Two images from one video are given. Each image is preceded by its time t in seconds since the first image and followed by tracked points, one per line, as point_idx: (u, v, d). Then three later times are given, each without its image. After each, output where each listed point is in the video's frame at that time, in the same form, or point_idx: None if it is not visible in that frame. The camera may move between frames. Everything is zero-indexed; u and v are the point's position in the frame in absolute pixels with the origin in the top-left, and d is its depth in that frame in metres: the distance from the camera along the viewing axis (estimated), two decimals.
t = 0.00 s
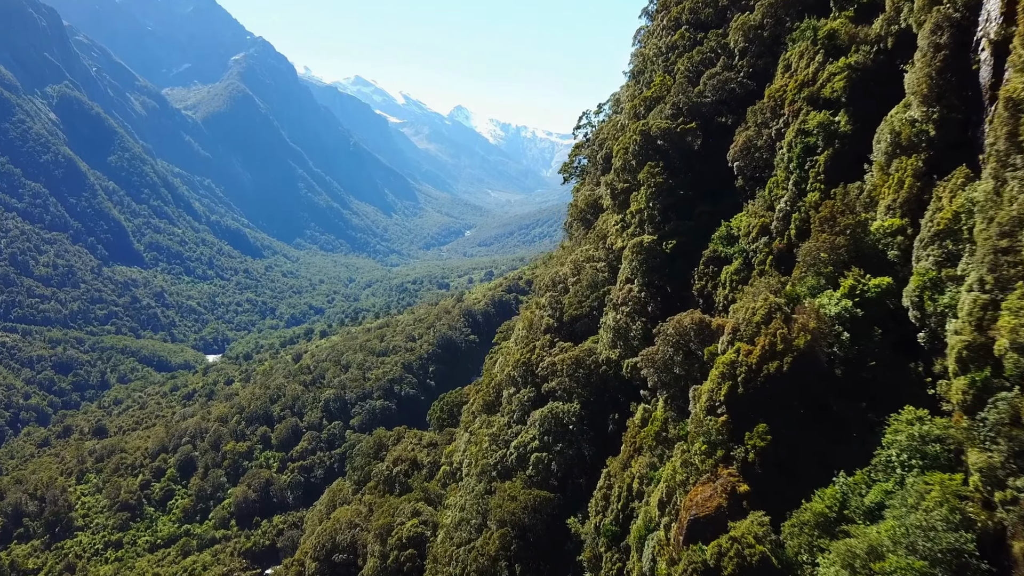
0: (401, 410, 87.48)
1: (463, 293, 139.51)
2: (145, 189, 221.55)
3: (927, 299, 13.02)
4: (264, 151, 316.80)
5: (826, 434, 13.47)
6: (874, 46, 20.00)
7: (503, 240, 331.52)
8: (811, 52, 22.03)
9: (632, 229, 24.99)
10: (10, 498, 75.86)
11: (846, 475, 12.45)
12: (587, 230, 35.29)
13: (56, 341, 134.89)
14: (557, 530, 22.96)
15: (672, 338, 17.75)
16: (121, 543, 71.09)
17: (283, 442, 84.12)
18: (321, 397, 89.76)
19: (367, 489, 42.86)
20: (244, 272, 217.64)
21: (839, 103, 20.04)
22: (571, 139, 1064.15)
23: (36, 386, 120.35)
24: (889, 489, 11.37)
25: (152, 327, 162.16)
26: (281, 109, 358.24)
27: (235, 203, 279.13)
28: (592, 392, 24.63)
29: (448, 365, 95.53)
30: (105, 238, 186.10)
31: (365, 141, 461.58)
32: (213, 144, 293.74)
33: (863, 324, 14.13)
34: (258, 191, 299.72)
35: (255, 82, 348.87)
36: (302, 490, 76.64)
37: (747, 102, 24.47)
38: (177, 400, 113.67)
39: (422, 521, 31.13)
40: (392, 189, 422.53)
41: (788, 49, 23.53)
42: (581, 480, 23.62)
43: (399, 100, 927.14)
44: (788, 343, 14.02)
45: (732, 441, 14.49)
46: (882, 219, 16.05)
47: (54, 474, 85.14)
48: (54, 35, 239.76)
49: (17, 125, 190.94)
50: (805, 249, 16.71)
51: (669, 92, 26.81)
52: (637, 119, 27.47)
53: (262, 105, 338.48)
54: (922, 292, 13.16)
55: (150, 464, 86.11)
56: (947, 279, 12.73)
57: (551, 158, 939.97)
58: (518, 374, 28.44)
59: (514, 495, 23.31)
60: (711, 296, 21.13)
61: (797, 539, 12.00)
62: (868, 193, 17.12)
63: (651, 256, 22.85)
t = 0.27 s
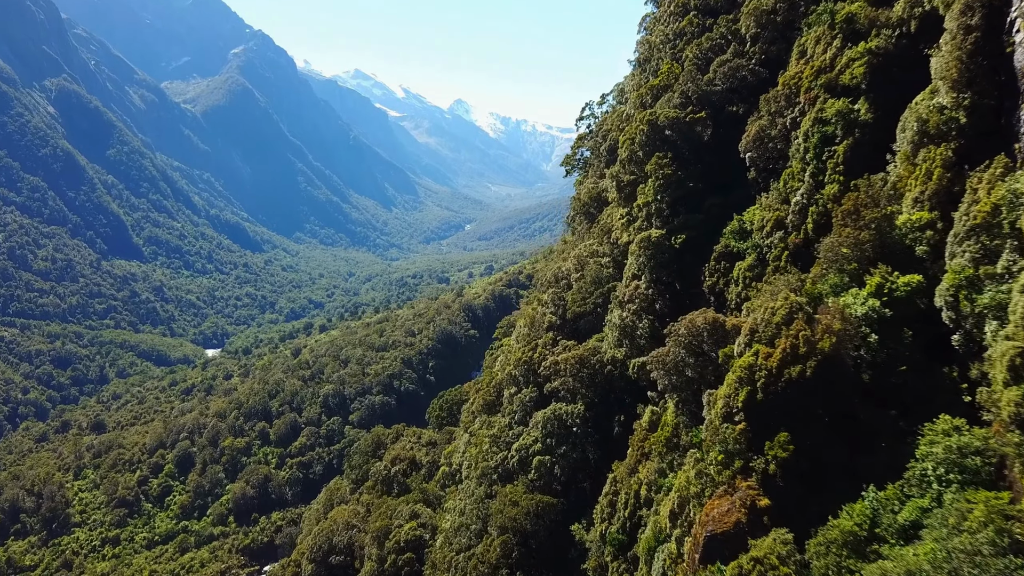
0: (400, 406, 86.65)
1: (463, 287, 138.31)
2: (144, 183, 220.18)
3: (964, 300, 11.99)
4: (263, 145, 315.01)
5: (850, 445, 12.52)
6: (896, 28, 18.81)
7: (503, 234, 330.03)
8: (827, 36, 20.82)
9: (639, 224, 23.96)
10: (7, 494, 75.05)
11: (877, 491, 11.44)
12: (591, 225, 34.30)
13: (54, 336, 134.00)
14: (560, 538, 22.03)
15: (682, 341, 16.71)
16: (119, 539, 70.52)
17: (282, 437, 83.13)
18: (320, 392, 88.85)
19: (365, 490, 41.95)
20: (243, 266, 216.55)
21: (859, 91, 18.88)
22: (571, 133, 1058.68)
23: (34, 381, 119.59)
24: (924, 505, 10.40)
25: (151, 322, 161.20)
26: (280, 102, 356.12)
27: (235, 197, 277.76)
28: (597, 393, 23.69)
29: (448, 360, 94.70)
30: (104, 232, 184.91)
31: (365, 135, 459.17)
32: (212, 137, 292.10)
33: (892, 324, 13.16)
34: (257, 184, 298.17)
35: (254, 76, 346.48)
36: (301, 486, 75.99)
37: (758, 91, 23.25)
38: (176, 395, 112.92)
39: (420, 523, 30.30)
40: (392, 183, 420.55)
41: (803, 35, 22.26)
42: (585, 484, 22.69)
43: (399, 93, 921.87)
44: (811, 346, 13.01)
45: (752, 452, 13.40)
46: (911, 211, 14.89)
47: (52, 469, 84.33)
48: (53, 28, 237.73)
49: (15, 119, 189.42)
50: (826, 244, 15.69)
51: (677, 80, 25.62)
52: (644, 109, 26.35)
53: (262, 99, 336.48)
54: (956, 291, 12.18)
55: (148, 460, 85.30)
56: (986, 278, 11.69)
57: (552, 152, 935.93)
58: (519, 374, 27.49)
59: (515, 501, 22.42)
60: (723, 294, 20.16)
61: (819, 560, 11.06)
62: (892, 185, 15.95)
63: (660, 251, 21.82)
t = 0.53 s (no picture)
0: (399, 401, 85.82)
1: (462, 282, 137.02)
2: (143, 176, 218.65)
3: (1005, 300, 10.92)
4: (263, 139, 313.14)
5: (881, 456, 11.53)
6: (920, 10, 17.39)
7: (503, 228, 328.40)
8: (844, 20, 19.39)
9: (646, 219, 22.90)
10: (4, 490, 74.15)
11: (912, 508, 10.45)
12: (595, 219, 33.30)
13: (53, 330, 133.10)
14: (564, 545, 21.16)
15: (695, 343, 15.75)
16: (116, 536, 69.76)
17: (280, 433, 82.55)
18: (319, 388, 87.92)
19: (363, 489, 41.06)
20: (243, 260, 215.40)
21: (880, 78, 17.65)
22: (571, 126, 1054.01)
23: (33, 375, 118.78)
24: (969, 525, 9.24)
25: (150, 316, 160.22)
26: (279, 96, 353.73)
27: (234, 191, 276.22)
28: (602, 394, 22.71)
29: (447, 355, 93.77)
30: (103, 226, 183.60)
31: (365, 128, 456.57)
32: (211, 131, 290.25)
33: (925, 326, 12.12)
34: (257, 178, 296.52)
35: (253, 69, 343.92)
36: (300, 483, 75.32)
37: (772, 79, 22.08)
38: (175, 390, 112.11)
39: (419, 526, 29.49)
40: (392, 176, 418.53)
41: (819, 19, 20.93)
42: (590, 489, 21.77)
43: (399, 86, 916.49)
44: (838, 350, 12.00)
45: (773, 463, 12.48)
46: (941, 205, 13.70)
47: (49, 465, 83.51)
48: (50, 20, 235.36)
49: (13, 112, 187.82)
50: (850, 239, 14.60)
51: (686, 67, 24.40)
52: (650, 98, 25.25)
53: (261, 92, 334.23)
54: (998, 291, 11.05)
55: (145, 456, 84.36)
56: None
57: (552, 146, 931.94)
58: (521, 373, 26.54)
59: (517, 506, 21.55)
60: (736, 292, 19.13)
61: None
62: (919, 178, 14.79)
63: (669, 247, 20.79)
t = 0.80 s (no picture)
0: (399, 399, 84.88)
1: (463, 278, 135.71)
2: (141, 172, 217.26)
3: None
4: (262, 135, 311.53)
5: (920, 473, 10.46)
6: None
7: (504, 224, 327.02)
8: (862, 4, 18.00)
9: (653, 215, 21.89)
10: None
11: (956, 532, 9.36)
12: (598, 215, 32.29)
13: (52, 327, 132.12)
14: (568, 556, 20.26)
15: (711, 347, 14.77)
16: (113, 535, 68.76)
17: (278, 431, 81.13)
18: (317, 385, 86.81)
19: (360, 492, 40.13)
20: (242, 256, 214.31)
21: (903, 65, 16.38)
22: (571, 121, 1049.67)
23: (31, 372, 117.85)
24: (1023, 556, 7.87)
25: (149, 313, 159.26)
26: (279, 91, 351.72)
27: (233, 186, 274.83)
28: (607, 398, 21.84)
29: (447, 352, 92.79)
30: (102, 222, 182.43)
31: (364, 123, 454.29)
32: (210, 126, 288.68)
33: (965, 333, 10.95)
34: (256, 174, 295.10)
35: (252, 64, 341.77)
36: (298, 481, 74.46)
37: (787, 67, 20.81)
38: (174, 387, 111.19)
39: (418, 532, 28.63)
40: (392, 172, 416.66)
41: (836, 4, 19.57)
42: (595, 498, 20.79)
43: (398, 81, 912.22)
44: (868, 358, 10.96)
45: (799, 478, 11.50)
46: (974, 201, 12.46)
47: (46, 462, 82.34)
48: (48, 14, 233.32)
49: (11, 107, 186.39)
50: (878, 234, 13.49)
51: (695, 55, 23.18)
52: (658, 89, 24.16)
53: (260, 87, 332.34)
54: None
55: (142, 454, 83.07)
56: None
57: (552, 141, 928.83)
58: (522, 375, 25.66)
59: (520, 515, 20.63)
60: (751, 292, 18.11)
61: None
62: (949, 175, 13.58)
63: (678, 244, 19.81)
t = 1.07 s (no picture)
0: (398, 400, 83.85)
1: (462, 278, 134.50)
2: (141, 172, 216.10)
3: None
4: (262, 134, 310.43)
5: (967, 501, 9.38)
6: None
7: (504, 224, 326.15)
8: None
9: (662, 216, 20.93)
10: None
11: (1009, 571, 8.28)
12: (603, 215, 31.34)
13: (50, 327, 130.95)
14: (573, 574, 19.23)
15: (728, 358, 13.76)
16: (109, 538, 67.00)
17: (277, 433, 79.76)
18: (316, 387, 85.54)
19: (357, 499, 39.11)
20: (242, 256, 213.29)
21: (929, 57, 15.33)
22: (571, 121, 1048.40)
23: (29, 372, 116.68)
24: None
25: (148, 313, 158.15)
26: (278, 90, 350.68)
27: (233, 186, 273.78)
28: (614, 407, 20.90)
29: (447, 353, 91.89)
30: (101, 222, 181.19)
31: (364, 123, 453.03)
32: (210, 126, 287.65)
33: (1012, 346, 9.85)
34: (256, 174, 294.12)
35: (251, 63, 340.70)
36: (296, 484, 73.25)
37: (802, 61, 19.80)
38: (172, 388, 110.03)
39: (416, 543, 27.62)
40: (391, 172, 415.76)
41: None
42: (601, 512, 19.70)
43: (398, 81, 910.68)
44: (906, 372, 9.91)
45: (829, 503, 10.46)
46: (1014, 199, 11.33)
47: (42, 465, 80.60)
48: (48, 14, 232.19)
49: (10, 106, 185.25)
50: (908, 236, 12.52)
51: (705, 48, 22.20)
52: (665, 84, 23.19)
53: (260, 87, 331.33)
54: None
55: (139, 456, 81.08)
56: None
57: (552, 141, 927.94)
58: (524, 381, 24.69)
59: (522, 531, 19.60)
60: (767, 296, 17.11)
61: None
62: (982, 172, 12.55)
63: (689, 246, 18.83)
